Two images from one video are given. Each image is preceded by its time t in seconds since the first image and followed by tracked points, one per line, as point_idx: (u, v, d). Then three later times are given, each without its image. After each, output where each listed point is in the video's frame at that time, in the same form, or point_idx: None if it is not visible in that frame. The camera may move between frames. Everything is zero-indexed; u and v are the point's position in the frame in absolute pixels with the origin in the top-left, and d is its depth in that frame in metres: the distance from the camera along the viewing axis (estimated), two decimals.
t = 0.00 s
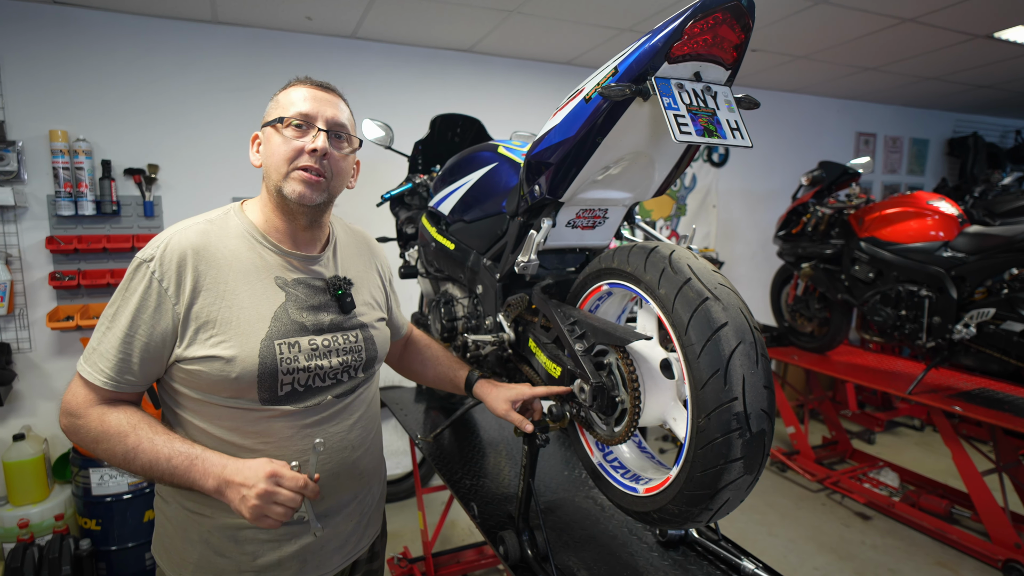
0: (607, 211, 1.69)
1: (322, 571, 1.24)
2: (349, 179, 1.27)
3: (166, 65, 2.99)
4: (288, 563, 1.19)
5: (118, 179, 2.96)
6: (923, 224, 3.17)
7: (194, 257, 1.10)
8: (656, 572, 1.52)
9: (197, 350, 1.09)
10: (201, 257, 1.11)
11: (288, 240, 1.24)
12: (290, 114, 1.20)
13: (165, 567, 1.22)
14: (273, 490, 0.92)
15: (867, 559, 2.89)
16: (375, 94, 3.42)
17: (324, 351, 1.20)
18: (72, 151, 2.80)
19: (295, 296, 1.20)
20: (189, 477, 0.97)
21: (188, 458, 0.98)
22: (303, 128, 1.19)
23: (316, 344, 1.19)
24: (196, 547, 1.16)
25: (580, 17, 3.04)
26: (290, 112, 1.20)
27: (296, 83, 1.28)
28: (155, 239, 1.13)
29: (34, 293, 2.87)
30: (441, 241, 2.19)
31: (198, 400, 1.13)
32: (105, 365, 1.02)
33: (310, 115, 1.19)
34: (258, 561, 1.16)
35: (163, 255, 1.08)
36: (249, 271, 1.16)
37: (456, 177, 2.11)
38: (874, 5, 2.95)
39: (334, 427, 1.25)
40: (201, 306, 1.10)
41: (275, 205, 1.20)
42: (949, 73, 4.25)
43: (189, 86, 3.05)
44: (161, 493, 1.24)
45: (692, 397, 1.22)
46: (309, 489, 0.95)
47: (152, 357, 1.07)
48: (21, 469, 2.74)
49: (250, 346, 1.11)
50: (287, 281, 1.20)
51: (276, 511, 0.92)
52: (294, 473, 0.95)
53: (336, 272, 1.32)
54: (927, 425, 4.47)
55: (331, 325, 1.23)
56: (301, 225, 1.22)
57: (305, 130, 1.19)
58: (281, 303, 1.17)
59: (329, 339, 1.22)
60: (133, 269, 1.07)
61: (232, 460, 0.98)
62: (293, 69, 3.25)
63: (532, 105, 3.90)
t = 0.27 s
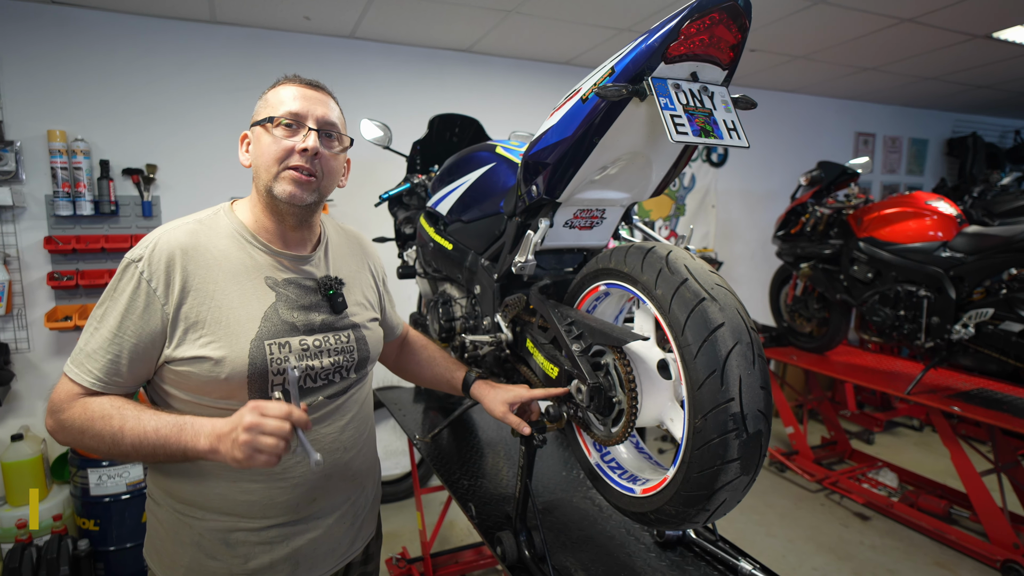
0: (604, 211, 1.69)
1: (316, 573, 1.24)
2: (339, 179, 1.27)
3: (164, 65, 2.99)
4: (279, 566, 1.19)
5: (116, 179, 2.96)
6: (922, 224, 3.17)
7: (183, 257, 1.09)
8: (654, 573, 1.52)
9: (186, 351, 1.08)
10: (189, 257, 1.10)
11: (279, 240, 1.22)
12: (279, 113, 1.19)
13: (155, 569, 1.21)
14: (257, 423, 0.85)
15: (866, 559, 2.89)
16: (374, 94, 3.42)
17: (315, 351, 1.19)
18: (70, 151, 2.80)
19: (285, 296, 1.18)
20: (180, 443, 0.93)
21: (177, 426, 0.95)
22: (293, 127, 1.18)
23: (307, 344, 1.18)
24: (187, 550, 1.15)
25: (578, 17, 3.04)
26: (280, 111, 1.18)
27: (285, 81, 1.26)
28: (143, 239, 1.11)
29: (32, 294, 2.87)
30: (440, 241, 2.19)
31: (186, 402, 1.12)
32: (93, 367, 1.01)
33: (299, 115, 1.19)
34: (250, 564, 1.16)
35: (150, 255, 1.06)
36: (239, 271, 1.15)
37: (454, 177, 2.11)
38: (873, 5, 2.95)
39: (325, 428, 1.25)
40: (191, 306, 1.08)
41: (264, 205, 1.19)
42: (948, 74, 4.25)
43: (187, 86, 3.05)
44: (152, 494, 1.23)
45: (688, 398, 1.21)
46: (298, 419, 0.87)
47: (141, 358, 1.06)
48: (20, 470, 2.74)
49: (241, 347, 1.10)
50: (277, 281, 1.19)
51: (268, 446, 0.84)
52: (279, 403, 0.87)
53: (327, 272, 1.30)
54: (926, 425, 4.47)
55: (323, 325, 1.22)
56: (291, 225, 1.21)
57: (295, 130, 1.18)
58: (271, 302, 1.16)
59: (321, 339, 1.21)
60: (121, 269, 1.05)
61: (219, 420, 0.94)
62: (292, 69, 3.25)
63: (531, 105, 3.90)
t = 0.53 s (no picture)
0: (607, 214, 1.70)
1: None
2: (340, 185, 1.27)
3: (167, 67, 3.00)
4: (279, 570, 1.19)
5: (119, 180, 2.96)
6: (924, 225, 3.16)
7: (183, 263, 1.08)
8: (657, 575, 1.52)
9: (187, 357, 1.07)
10: (189, 262, 1.09)
11: (280, 245, 1.21)
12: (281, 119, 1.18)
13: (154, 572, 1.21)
14: (266, 456, 0.91)
15: (868, 560, 2.89)
16: (376, 96, 3.43)
17: (315, 356, 1.18)
18: (73, 153, 2.81)
19: (285, 300, 1.17)
20: (185, 463, 0.97)
21: (182, 445, 0.98)
22: (295, 134, 1.18)
23: (307, 349, 1.17)
24: (186, 554, 1.15)
25: (580, 19, 3.04)
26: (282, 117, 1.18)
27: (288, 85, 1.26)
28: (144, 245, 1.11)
29: (35, 295, 2.88)
30: (442, 243, 2.20)
31: (185, 406, 1.11)
32: (94, 374, 1.01)
33: (301, 122, 1.18)
34: (248, 569, 1.16)
35: (151, 261, 1.06)
36: (239, 276, 1.14)
37: (456, 180, 2.12)
38: (875, 7, 2.95)
39: (324, 434, 1.25)
40: (191, 312, 1.08)
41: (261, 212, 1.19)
42: (950, 75, 4.25)
43: (190, 88, 3.06)
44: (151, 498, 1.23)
45: (691, 401, 1.22)
46: (303, 451, 0.93)
47: (141, 364, 1.05)
48: (23, 471, 2.75)
49: (241, 352, 1.09)
50: (277, 286, 1.18)
51: (273, 476, 0.91)
52: (286, 435, 0.93)
53: (328, 276, 1.29)
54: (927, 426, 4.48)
55: (322, 330, 1.21)
56: (291, 230, 1.20)
57: (297, 137, 1.18)
58: (271, 307, 1.15)
59: (320, 343, 1.20)
60: (122, 275, 1.05)
61: (224, 441, 0.98)
62: (294, 70, 3.26)
63: (533, 106, 3.91)
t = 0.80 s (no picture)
0: (612, 214, 1.70)
1: None
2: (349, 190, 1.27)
3: (169, 68, 3.00)
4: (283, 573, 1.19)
5: (122, 181, 2.96)
6: (925, 225, 3.16)
7: (184, 262, 1.07)
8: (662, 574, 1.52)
9: (188, 358, 1.06)
10: (191, 262, 1.07)
11: (283, 245, 1.20)
12: (294, 123, 1.17)
13: None
14: (283, 472, 0.91)
15: (870, 560, 2.89)
16: (379, 96, 3.43)
17: (317, 358, 1.17)
18: (76, 153, 2.81)
19: (288, 301, 1.16)
20: (193, 476, 0.95)
21: (190, 456, 0.96)
22: (307, 139, 1.17)
23: (310, 351, 1.16)
24: (188, 559, 1.15)
25: (582, 19, 3.04)
26: (295, 122, 1.17)
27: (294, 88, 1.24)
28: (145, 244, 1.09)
29: (38, 295, 2.88)
30: (446, 243, 2.19)
31: (187, 409, 1.10)
32: (94, 374, 0.99)
33: (314, 127, 1.17)
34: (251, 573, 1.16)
35: (152, 260, 1.05)
36: (241, 277, 1.12)
37: (460, 180, 2.12)
38: (877, 7, 2.95)
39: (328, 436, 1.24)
40: (192, 312, 1.06)
41: (273, 215, 1.17)
42: (952, 75, 4.25)
43: (192, 88, 3.05)
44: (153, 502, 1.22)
45: (698, 401, 1.22)
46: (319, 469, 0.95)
47: (142, 365, 1.04)
48: (26, 471, 2.75)
49: (243, 353, 1.08)
50: (279, 287, 1.17)
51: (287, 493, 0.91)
52: (303, 452, 0.94)
53: (330, 278, 1.28)
54: (928, 426, 4.48)
55: (324, 332, 1.20)
56: (296, 232, 1.19)
57: (310, 141, 1.17)
58: (273, 309, 1.14)
59: (322, 346, 1.19)
60: (123, 275, 1.04)
61: (235, 454, 0.97)
62: (296, 71, 3.26)
63: (534, 106, 3.90)
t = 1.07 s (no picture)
0: (619, 215, 1.70)
1: None
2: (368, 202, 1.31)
3: (173, 68, 3.00)
4: None
5: (126, 181, 2.96)
6: (929, 226, 3.17)
7: (192, 269, 1.06)
8: None
9: (201, 366, 1.05)
10: (199, 268, 1.07)
11: (292, 248, 1.19)
12: (357, 159, 1.14)
13: None
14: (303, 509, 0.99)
15: (873, 561, 2.89)
16: (383, 96, 3.43)
17: (329, 361, 1.18)
18: (81, 153, 2.81)
19: (297, 305, 1.16)
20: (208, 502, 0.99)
21: (203, 481, 0.99)
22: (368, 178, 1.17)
23: (322, 355, 1.16)
24: (205, 566, 1.15)
25: (586, 20, 3.05)
26: (359, 160, 1.14)
27: (336, 99, 1.14)
28: (148, 251, 1.08)
29: (42, 296, 2.88)
30: (451, 244, 2.20)
31: (199, 417, 1.10)
32: (102, 387, 0.97)
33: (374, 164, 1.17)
34: None
35: (159, 268, 1.03)
36: (250, 281, 1.12)
37: (466, 181, 2.12)
38: (881, 8, 2.96)
39: (342, 438, 1.25)
40: (204, 319, 1.05)
41: (316, 238, 1.19)
42: (954, 75, 4.25)
43: (196, 89, 3.05)
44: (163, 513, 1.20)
45: (708, 402, 1.22)
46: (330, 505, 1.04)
47: (152, 374, 1.03)
48: (31, 472, 2.75)
49: (256, 359, 1.08)
50: (288, 290, 1.17)
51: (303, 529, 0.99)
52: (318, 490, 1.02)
53: (337, 279, 1.29)
54: (931, 426, 4.48)
55: (335, 335, 1.21)
56: (309, 237, 1.19)
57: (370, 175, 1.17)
58: (283, 313, 1.14)
59: (333, 349, 1.19)
60: (128, 283, 1.02)
61: (248, 480, 1.01)
62: (300, 71, 3.26)
63: (538, 106, 3.91)
